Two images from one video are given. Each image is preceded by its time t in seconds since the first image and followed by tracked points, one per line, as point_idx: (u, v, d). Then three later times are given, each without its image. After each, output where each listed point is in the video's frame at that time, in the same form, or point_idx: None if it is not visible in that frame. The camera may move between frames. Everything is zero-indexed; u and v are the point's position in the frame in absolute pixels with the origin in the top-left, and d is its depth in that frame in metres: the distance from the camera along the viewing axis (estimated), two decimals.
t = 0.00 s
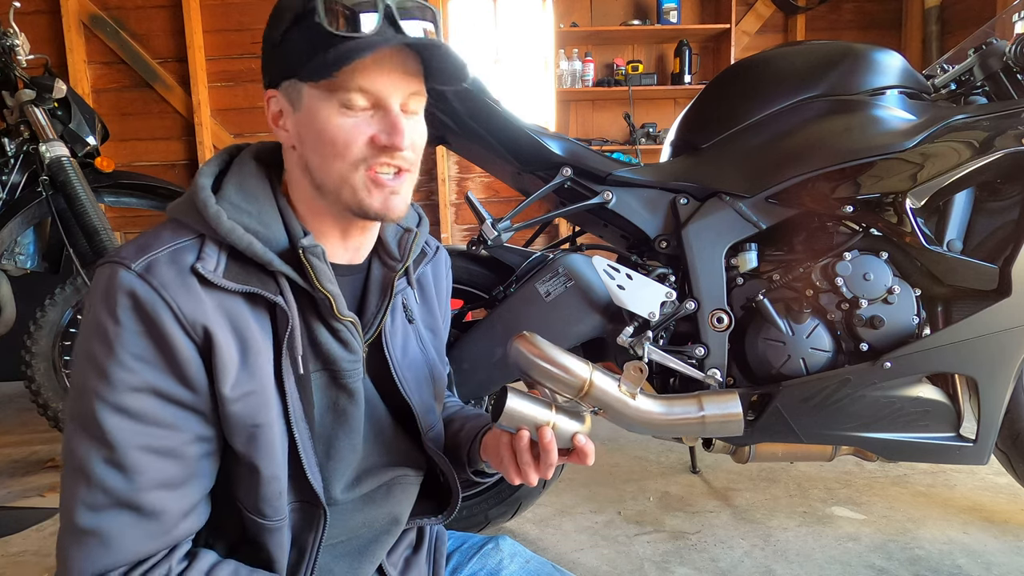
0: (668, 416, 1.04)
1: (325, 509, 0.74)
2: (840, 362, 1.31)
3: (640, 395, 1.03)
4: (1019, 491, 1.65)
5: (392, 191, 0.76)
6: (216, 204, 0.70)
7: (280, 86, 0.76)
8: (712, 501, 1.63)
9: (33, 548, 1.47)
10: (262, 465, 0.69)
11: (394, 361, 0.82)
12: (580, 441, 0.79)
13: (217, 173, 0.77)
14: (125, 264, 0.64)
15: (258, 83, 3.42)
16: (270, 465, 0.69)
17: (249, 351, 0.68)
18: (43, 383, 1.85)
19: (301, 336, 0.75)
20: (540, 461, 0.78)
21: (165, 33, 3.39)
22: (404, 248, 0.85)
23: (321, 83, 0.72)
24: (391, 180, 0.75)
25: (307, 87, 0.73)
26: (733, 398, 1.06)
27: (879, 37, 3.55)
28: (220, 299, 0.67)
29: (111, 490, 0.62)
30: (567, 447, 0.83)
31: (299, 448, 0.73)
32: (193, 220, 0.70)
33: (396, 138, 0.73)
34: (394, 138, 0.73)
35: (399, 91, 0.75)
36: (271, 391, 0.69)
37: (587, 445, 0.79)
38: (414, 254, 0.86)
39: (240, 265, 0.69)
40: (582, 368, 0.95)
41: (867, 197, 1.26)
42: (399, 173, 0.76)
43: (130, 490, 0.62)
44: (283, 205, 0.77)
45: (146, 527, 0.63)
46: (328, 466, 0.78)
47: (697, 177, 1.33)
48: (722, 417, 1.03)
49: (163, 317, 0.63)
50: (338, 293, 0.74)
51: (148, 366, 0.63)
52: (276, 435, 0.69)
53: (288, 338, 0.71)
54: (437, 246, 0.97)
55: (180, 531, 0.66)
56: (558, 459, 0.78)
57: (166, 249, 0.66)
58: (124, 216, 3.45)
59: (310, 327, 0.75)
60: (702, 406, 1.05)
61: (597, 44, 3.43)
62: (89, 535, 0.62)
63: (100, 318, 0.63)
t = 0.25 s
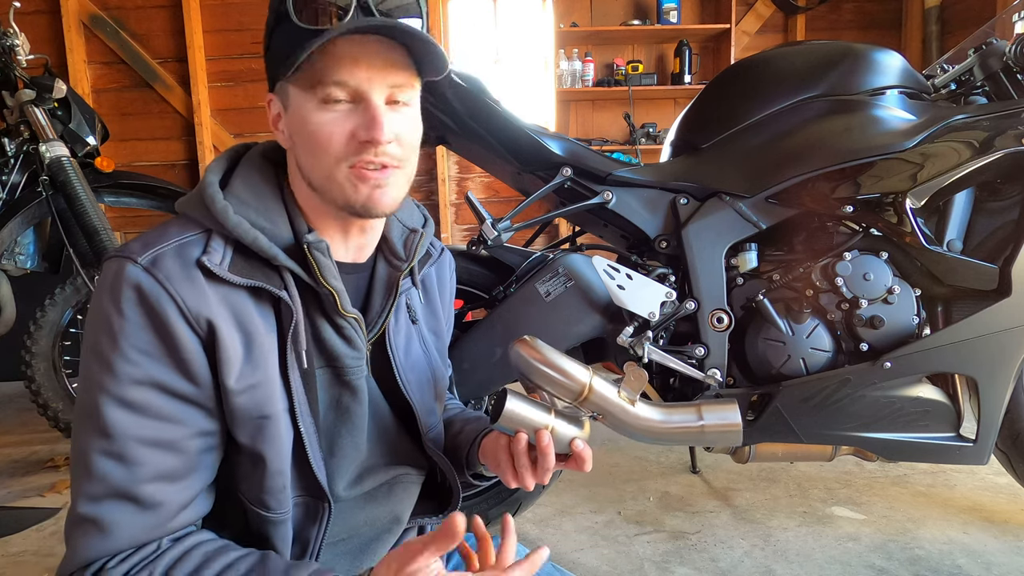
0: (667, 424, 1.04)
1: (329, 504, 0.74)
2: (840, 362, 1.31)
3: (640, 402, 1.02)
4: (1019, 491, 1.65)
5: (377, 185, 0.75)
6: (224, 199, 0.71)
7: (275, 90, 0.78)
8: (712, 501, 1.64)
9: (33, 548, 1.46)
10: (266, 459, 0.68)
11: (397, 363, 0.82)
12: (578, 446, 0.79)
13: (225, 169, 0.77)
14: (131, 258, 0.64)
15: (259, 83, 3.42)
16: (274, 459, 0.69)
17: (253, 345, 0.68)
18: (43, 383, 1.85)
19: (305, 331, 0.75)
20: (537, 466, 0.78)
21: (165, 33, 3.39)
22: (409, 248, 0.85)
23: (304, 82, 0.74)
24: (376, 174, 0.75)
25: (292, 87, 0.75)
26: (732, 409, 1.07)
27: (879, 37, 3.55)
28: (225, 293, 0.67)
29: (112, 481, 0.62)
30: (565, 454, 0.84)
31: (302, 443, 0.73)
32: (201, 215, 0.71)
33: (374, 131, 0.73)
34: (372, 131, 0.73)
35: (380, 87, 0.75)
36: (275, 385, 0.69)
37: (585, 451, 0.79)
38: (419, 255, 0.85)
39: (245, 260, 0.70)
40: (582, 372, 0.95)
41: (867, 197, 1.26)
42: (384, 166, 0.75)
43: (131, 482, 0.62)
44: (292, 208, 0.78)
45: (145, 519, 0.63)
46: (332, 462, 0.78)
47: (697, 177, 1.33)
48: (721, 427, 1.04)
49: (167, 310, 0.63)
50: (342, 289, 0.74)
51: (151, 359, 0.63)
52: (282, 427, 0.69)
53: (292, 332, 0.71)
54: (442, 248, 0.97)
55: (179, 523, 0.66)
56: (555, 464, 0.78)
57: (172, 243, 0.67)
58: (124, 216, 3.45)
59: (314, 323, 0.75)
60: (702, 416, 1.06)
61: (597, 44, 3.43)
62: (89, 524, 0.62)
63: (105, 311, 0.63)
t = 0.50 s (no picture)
0: (664, 422, 1.04)
1: (328, 504, 0.74)
2: (840, 362, 1.31)
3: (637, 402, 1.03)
4: (1019, 491, 1.65)
5: (389, 183, 0.75)
6: (226, 198, 0.71)
7: (282, 85, 0.78)
8: (712, 501, 1.64)
9: (33, 548, 1.47)
10: (265, 459, 0.68)
11: (398, 361, 0.82)
12: (577, 447, 0.79)
13: (228, 169, 0.78)
14: (134, 259, 0.64)
15: (259, 83, 3.42)
16: (273, 460, 0.69)
17: (255, 346, 0.68)
18: (43, 383, 1.85)
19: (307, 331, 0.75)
20: (535, 466, 0.78)
21: (165, 33, 3.39)
22: (410, 247, 0.85)
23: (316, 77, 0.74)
24: (388, 172, 0.75)
25: (303, 81, 0.75)
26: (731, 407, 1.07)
27: (879, 37, 3.55)
28: (228, 292, 0.68)
29: (107, 482, 0.62)
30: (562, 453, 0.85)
31: (302, 443, 0.73)
32: (204, 215, 0.71)
33: (388, 129, 0.74)
34: (386, 129, 0.74)
35: (393, 85, 0.76)
36: (277, 386, 0.69)
37: (583, 452, 0.79)
38: (420, 253, 0.85)
39: (249, 259, 0.70)
40: (578, 372, 0.96)
41: (867, 197, 1.26)
42: (397, 165, 0.75)
43: (126, 483, 0.62)
44: (294, 205, 0.78)
45: (138, 520, 0.63)
46: (332, 463, 0.77)
47: (697, 177, 1.33)
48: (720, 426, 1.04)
49: (169, 313, 0.63)
50: (345, 287, 0.74)
51: (151, 362, 0.63)
52: (282, 428, 0.69)
53: (296, 331, 0.71)
54: (442, 247, 0.97)
55: (172, 524, 0.66)
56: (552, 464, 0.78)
57: (176, 243, 0.67)
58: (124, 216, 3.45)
59: (317, 322, 0.75)
60: (699, 414, 1.05)
61: (597, 44, 3.43)
62: (82, 522, 0.62)
63: (107, 312, 0.63)
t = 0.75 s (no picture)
0: (668, 428, 1.03)
1: (327, 506, 0.74)
2: (840, 362, 1.31)
3: (641, 405, 1.02)
4: (1019, 491, 1.65)
5: (387, 184, 0.75)
6: (221, 199, 0.71)
7: (284, 80, 0.78)
8: (712, 501, 1.64)
9: (33, 548, 1.47)
10: (261, 460, 0.68)
11: (397, 362, 0.82)
12: (579, 450, 0.79)
13: (224, 170, 0.78)
14: (128, 260, 0.64)
15: (258, 83, 3.42)
16: (270, 461, 0.69)
17: (250, 347, 0.68)
18: (43, 383, 1.85)
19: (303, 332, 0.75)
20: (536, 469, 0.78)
21: (165, 33, 3.39)
22: (409, 247, 0.85)
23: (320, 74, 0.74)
24: (387, 172, 0.75)
25: (305, 79, 0.75)
26: (734, 412, 1.06)
27: (879, 37, 3.55)
28: (222, 294, 0.68)
29: (104, 485, 0.62)
30: (565, 456, 0.84)
31: (299, 445, 0.73)
32: (199, 216, 0.71)
33: (391, 130, 0.74)
34: (388, 130, 0.74)
35: (397, 87, 0.77)
36: (272, 387, 0.69)
37: (586, 455, 0.80)
38: (418, 254, 0.85)
39: (243, 260, 0.70)
40: (581, 376, 0.95)
41: (867, 197, 1.26)
42: (396, 166, 0.75)
43: (123, 485, 0.62)
44: (291, 209, 0.78)
45: (135, 523, 0.63)
46: (331, 464, 0.78)
47: (697, 177, 1.33)
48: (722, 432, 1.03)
49: (163, 313, 0.63)
50: (340, 289, 0.74)
51: (146, 362, 0.63)
52: (278, 429, 0.69)
53: (290, 333, 0.71)
54: (443, 247, 0.97)
55: (170, 527, 0.66)
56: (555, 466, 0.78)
57: (169, 244, 0.67)
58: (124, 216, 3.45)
59: (312, 323, 0.75)
60: (703, 419, 1.04)
61: (597, 44, 3.43)
62: (79, 526, 0.62)
63: (101, 313, 0.63)
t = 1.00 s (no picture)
0: (669, 434, 0.99)
1: (326, 507, 0.74)
2: (840, 363, 1.31)
3: (641, 413, 0.98)
4: (1019, 491, 1.65)
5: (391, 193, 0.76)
6: (218, 201, 0.71)
7: (298, 79, 0.78)
8: (712, 501, 1.64)
9: (33, 548, 1.47)
10: (259, 463, 0.68)
11: (396, 364, 0.82)
12: (577, 459, 0.81)
13: (222, 171, 0.78)
14: (124, 261, 0.64)
15: (259, 83, 3.42)
16: (267, 464, 0.69)
17: (246, 349, 0.68)
18: (43, 383, 1.85)
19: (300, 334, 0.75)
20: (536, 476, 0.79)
21: (165, 33, 3.39)
22: (407, 249, 0.85)
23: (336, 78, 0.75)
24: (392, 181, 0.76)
25: (321, 80, 0.75)
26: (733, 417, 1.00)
27: (879, 37, 3.55)
28: (219, 296, 0.68)
29: (99, 487, 0.62)
30: (563, 463, 0.83)
31: (298, 448, 0.73)
32: (196, 218, 0.71)
33: (401, 141, 0.75)
34: (399, 140, 0.75)
35: (411, 100, 0.78)
36: (269, 389, 0.69)
37: (585, 463, 0.81)
38: (417, 256, 0.85)
39: (239, 262, 0.70)
40: (579, 386, 0.92)
41: (867, 197, 1.26)
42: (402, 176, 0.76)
43: (118, 488, 0.62)
44: (288, 209, 0.77)
45: (131, 526, 0.63)
46: (330, 465, 0.78)
47: (697, 177, 1.33)
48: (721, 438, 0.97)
49: (159, 315, 0.63)
50: (338, 291, 0.75)
51: (142, 364, 0.63)
52: (276, 432, 0.69)
53: (287, 335, 0.71)
54: (441, 249, 0.98)
55: (166, 531, 0.66)
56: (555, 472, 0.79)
57: (165, 246, 0.67)
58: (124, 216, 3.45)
59: (310, 325, 0.75)
60: (701, 425, 1.00)
61: (597, 44, 3.43)
62: (74, 530, 0.62)
63: (97, 315, 0.63)
